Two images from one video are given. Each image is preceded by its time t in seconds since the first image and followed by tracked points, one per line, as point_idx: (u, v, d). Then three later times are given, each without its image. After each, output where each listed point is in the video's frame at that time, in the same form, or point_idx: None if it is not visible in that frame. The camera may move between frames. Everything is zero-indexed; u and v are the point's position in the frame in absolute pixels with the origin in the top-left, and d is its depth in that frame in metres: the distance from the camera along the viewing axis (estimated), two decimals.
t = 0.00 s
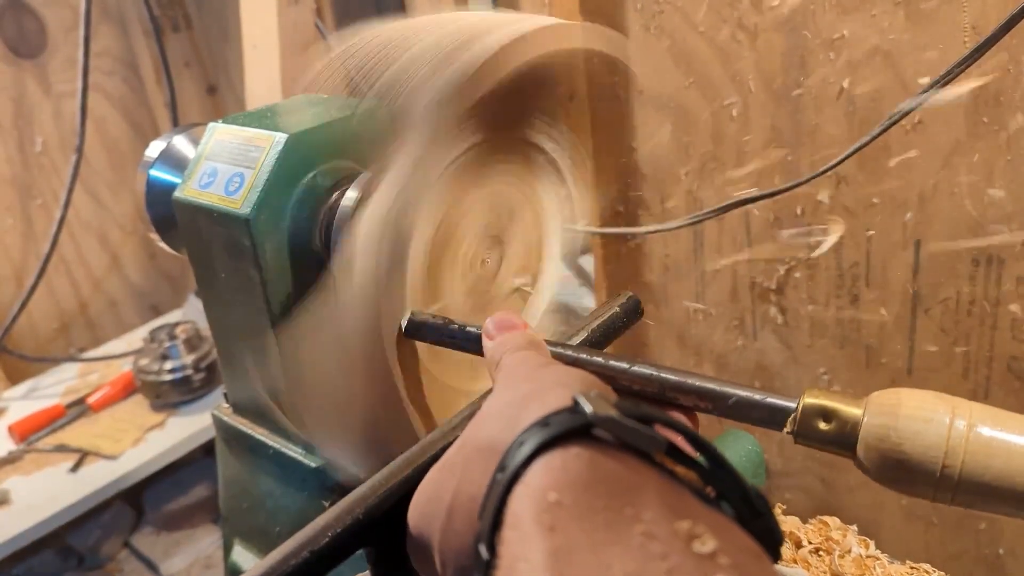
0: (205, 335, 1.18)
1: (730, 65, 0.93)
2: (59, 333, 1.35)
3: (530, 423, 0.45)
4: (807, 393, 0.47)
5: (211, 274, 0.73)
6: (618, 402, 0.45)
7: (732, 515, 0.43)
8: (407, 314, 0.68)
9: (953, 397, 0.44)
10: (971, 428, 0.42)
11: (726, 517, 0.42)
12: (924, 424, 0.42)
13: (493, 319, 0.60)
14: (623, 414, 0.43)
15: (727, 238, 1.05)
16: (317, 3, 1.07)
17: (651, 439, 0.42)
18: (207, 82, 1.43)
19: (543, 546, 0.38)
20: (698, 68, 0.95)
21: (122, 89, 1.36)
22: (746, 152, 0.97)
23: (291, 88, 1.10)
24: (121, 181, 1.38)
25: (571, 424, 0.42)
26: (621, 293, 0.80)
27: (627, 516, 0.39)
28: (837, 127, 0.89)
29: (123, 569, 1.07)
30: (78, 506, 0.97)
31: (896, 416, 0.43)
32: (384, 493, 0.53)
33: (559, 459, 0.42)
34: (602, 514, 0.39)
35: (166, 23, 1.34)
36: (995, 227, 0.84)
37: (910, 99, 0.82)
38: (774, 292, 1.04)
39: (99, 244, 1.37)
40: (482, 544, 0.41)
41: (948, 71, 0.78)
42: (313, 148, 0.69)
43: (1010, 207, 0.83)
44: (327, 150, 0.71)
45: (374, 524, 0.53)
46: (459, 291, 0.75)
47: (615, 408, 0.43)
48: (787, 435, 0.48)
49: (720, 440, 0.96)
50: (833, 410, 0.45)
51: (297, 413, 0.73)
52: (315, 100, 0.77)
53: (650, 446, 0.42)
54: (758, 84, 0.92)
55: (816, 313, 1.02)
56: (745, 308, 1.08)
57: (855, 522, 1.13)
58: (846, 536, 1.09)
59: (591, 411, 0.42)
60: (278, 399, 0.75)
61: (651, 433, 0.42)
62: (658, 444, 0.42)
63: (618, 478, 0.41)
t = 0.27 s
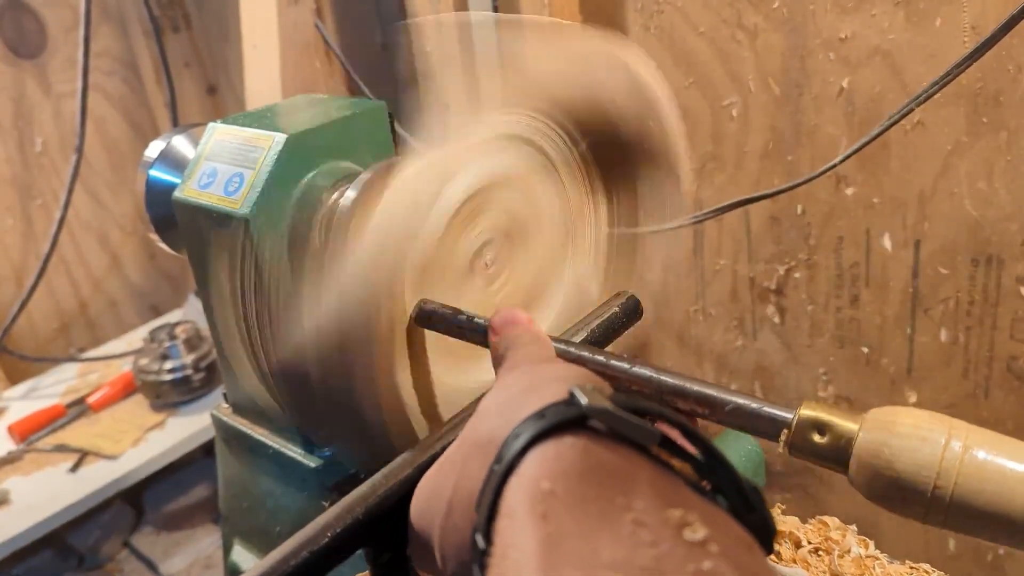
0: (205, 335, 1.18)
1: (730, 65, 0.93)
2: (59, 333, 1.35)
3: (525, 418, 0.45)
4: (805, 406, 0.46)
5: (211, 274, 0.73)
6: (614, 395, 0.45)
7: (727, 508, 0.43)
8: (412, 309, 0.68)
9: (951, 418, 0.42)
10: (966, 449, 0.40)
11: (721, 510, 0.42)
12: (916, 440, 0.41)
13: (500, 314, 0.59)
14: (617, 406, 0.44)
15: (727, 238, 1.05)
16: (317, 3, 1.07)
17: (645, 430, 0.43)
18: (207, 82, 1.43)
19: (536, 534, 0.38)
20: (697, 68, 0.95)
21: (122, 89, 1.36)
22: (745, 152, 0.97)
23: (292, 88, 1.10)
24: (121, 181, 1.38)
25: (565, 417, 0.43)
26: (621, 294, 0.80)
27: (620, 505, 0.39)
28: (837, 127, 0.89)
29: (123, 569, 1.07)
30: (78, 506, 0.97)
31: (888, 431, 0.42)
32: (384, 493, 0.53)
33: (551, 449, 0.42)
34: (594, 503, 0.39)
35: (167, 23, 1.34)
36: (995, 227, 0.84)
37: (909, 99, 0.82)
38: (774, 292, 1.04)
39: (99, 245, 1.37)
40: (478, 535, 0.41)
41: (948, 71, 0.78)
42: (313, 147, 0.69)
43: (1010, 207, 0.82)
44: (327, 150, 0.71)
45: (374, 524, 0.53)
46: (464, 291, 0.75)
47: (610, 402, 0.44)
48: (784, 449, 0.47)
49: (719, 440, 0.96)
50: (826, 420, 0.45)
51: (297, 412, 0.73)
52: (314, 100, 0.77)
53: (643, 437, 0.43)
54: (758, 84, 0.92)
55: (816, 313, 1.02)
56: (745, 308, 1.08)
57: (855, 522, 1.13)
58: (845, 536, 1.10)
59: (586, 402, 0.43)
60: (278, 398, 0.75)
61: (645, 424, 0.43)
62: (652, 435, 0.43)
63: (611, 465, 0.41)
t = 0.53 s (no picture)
0: (205, 335, 1.18)
1: (730, 65, 0.93)
2: (58, 333, 1.35)
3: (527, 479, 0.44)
4: (815, 474, 0.45)
5: (211, 274, 0.73)
6: (625, 462, 0.41)
7: None
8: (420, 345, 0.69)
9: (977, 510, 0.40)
10: (981, 535, 0.38)
11: None
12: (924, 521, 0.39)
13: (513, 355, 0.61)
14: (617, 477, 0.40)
15: (727, 238, 1.05)
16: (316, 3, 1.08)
17: (648, 512, 0.39)
18: (207, 82, 1.43)
19: None
20: (697, 68, 0.95)
21: (121, 89, 1.36)
22: (746, 152, 0.97)
23: (292, 89, 1.10)
24: (121, 181, 1.38)
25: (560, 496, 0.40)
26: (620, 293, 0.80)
27: None
28: (837, 127, 0.89)
29: (123, 569, 1.08)
30: (78, 506, 0.97)
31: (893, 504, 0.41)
32: (385, 493, 0.53)
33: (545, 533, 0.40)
34: None
35: (167, 23, 1.34)
36: (995, 226, 0.84)
37: (909, 99, 0.82)
38: (774, 292, 1.04)
39: (99, 245, 1.37)
40: None
41: (948, 71, 0.78)
42: (313, 147, 0.70)
43: (1010, 207, 0.82)
44: (327, 150, 0.71)
45: (374, 526, 0.53)
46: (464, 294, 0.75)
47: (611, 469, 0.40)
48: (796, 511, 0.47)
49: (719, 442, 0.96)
50: (830, 493, 0.44)
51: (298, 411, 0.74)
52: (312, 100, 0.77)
53: (646, 519, 0.39)
54: (758, 84, 0.92)
55: (816, 313, 1.02)
56: (745, 308, 1.08)
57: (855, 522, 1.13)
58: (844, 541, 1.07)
59: (585, 477, 0.40)
60: (279, 397, 0.75)
61: (650, 503, 0.39)
62: (656, 517, 0.39)
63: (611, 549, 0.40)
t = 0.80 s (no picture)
0: (205, 336, 1.18)
1: (730, 65, 0.93)
2: (58, 333, 1.35)
3: (454, 531, 0.42)
4: (766, 493, 0.49)
5: (210, 275, 0.73)
6: (525, 522, 0.39)
7: None
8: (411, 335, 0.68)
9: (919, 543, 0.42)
10: None
11: None
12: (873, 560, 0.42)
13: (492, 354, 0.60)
14: (509, 540, 0.38)
15: (726, 238, 1.05)
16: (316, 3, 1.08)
17: None
18: (207, 83, 1.43)
19: None
20: (697, 67, 0.95)
21: (121, 90, 1.36)
22: (745, 151, 0.97)
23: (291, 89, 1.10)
24: (121, 182, 1.38)
25: (461, 566, 0.38)
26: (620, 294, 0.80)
27: None
28: (836, 127, 0.89)
29: (123, 570, 1.08)
30: (78, 507, 0.97)
31: (848, 541, 0.43)
32: (385, 495, 0.53)
33: None
34: None
35: (166, 24, 1.34)
36: (995, 226, 0.84)
37: (909, 99, 0.82)
38: (774, 292, 1.04)
39: (98, 245, 1.37)
40: None
41: (947, 71, 0.78)
42: (312, 148, 0.69)
43: (1009, 207, 0.82)
44: (327, 150, 0.71)
45: (373, 527, 0.52)
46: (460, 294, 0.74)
47: (503, 532, 0.38)
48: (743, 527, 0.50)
49: (720, 441, 0.95)
50: (783, 517, 0.47)
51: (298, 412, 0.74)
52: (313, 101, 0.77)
53: None
54: (758, 84, 0.92)
55: (816, 313, 1.02)
56: (745, 308, 1.08)
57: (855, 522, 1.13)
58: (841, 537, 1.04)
59: (480, 545, 0.38)
60: (279, 398, 0.75)
61: (550, 566, 0.37)
62: None
63: None
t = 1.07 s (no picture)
0: (205, 336, 1.18)
1: (730, 65, 0.93)
2: (58, 334, 1.35)
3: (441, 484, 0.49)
4: (725, 479, 0.49)
5: (211, 275, 0.73)
6: (504, 470, 0.45)
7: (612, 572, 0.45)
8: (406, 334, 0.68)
9: (870, 543, 0.42)
10: (858, 572, 0.40)
11: None
12: (809, 549, 0.42)
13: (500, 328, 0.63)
14: (489, 484, 0.44)
15: (726, 238, 1.05)
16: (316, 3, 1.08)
17: (524, 513, 0.43)
18: (206, 83, 1.43)
19: None
20: (697, 68, 0.95)
21: (121, 90, 1.36)
22: (745, 152, 0.97)
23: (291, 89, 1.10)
24: (120, 182, 1.38)
25: (447, 509, 0.45)
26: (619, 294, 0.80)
27: None
28: (836, 128, 0.89)
29: (124, 570, 1.07)
30: (78, 507, 0.97)
31: (786, 532, 0.44)
32: (385, 494, 0.53)
33: (442, 538, 0.45)
34: None
35: (166, 24, 1.34)
36: (994, 227, 0.84)
37: (909, 100, 0.82)
38: (774, 293, 1.04)
39: (98, 246, 1.37)
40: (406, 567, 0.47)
41: (947, 71, 0.78)
42: (313, 147, 0.69)
43: (1009, 207, 0.82)
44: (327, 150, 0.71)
45: (373, 527, 0.52)
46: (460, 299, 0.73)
47: (483, 479, 0.44)
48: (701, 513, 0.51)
49: (720, 442, 0.95)
50: (735, 504, 0.48)
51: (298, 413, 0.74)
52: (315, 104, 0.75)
53: (524, 520, 0.43)
54: (758, 84, 0.92)
55: (816, 314, 1.02)
56: (745, 308, 1.08)
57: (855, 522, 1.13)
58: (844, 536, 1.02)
59: (463, 490, 0.44)
60: (278, 399, 0.75)
61: (527, 505, 0.44)
62: (533, 517, 0.43)
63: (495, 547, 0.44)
